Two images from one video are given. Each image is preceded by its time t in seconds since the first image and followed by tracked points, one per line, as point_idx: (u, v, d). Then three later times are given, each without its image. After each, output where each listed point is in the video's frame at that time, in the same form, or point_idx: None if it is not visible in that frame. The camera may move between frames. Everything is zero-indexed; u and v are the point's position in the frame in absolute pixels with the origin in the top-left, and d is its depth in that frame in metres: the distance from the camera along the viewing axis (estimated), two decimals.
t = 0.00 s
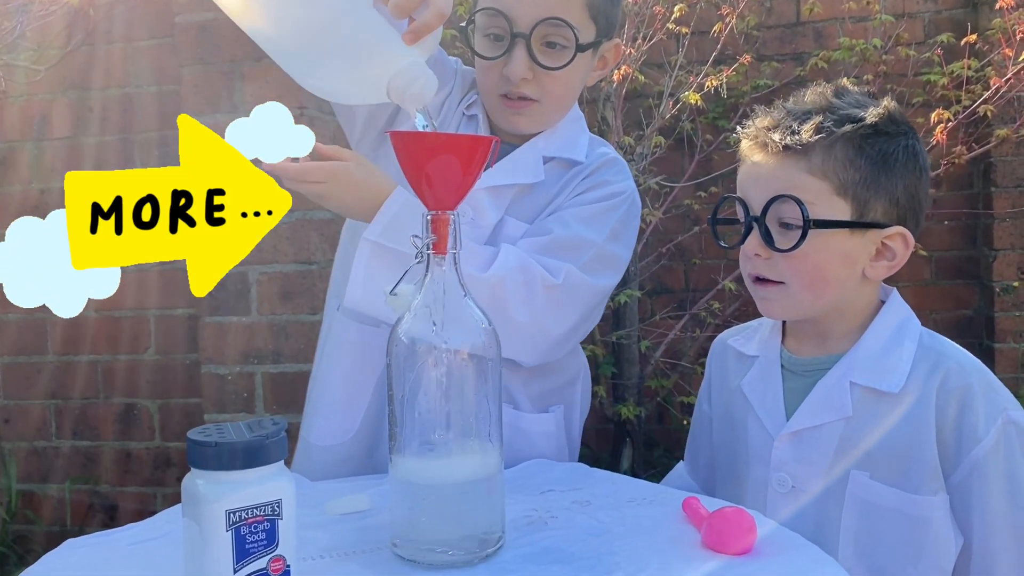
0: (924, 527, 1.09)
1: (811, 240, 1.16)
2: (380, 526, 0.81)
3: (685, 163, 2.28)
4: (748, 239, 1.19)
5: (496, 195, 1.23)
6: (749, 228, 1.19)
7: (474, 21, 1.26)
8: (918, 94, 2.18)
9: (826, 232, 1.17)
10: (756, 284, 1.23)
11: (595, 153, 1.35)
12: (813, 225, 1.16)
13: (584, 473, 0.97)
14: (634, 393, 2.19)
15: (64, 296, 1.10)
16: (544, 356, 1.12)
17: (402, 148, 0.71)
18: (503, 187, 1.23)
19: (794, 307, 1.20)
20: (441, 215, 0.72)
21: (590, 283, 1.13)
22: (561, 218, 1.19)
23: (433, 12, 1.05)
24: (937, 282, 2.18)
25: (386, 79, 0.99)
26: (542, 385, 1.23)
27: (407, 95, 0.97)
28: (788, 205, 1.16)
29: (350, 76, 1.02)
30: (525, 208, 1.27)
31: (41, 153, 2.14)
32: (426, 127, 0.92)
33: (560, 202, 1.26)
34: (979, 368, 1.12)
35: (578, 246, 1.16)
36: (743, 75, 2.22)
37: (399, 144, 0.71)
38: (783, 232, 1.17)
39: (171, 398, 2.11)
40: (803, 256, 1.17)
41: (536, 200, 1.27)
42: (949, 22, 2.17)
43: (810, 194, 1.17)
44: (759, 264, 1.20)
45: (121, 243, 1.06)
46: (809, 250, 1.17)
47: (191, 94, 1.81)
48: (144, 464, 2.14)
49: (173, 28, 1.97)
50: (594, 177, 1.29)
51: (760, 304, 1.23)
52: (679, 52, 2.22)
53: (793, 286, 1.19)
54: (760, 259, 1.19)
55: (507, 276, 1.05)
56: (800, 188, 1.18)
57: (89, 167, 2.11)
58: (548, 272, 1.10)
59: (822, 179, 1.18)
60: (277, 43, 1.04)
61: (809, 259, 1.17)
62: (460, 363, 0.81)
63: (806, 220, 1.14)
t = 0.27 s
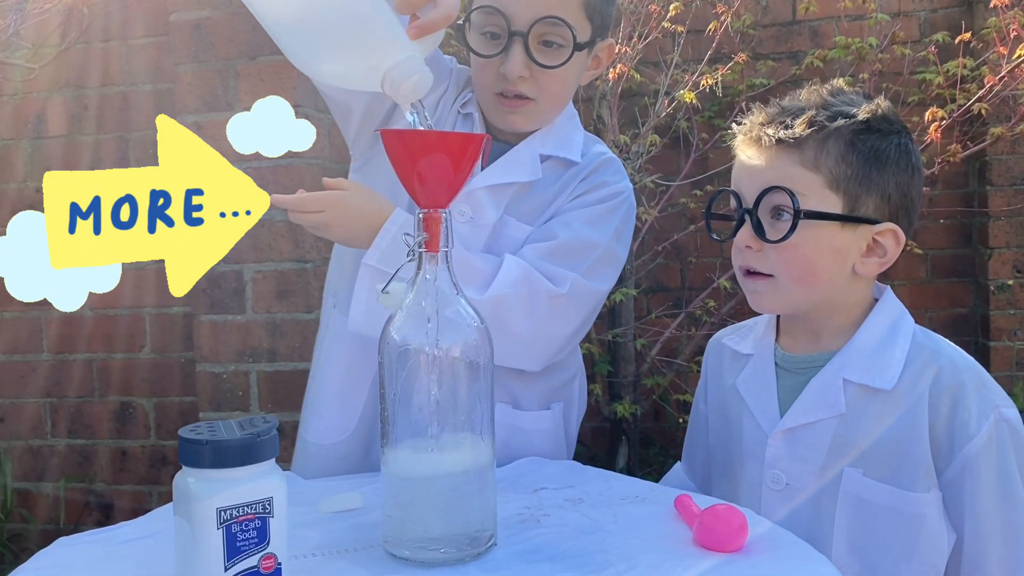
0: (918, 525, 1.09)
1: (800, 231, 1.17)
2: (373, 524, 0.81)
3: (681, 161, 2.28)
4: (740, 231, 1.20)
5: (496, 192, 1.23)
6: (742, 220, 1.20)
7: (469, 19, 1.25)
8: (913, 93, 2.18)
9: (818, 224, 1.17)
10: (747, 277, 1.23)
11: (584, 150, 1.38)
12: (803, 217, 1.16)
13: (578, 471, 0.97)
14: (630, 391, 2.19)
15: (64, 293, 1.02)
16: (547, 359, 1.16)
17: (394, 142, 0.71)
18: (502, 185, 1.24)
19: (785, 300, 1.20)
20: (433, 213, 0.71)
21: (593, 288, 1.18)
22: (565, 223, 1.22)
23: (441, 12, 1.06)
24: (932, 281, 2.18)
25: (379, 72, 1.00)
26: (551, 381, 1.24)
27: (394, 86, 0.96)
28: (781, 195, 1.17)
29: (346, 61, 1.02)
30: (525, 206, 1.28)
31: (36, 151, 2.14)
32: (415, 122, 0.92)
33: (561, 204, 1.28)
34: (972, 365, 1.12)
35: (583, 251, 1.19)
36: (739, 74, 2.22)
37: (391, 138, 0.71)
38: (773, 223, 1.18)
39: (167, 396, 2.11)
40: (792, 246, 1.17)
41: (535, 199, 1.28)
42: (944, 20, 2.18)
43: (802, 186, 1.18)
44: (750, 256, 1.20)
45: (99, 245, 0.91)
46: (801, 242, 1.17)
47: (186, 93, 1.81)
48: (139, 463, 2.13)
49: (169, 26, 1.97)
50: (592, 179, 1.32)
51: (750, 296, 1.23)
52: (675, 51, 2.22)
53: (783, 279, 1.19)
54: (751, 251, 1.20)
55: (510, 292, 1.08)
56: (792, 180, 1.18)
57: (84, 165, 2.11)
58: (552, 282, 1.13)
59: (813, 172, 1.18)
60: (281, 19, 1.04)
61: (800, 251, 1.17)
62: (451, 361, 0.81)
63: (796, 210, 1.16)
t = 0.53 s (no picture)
0: (914, 525, 1.10)
1: (795, 223, 1.17)
2: (373, 524, 0.81)
3: (679, 161, 2.29)
4: (739, 222, 1.20)
5: (499, 195, 1.24)
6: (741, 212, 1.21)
7: (467, 21, 1.26)
8: (911, 93, 2.19)
9: (816, 216, 1.17)
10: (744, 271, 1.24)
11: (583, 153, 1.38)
12: (802, 207, 1.17)
13: (576, 470, 0.98)
14: (628, 390, 2.20)
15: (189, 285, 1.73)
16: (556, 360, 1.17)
17: (393, 138, 0.72)
18: (505, 187, 1.25)
19: (781, 296, 1.20)
20: (432, 214, 0.72)
21: (600, 293, 1.20)
22: (571, 227, 1.23)
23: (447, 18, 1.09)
24: (929, 280, 2.19)
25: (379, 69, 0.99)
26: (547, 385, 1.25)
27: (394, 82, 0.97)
28: (780, 186, 1.17)
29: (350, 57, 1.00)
30: (527, 211, 1.29)
31: (35, 151, 2.14)
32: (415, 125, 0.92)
33: (564, 210, 1.29)
34: (967, 366, 1.13)
35: (591, 256, 1.21)
36: (737, 74, 2.22)
37: (391, 136, 0.72)
38: (772, 213, 1.18)
39: (165, 396, 2.11)
40: (788, 237, 1.17)
41: (538, 202, 1.29)
42: (942, 21, 2.18)
43: (801, 177, 1.19)
44: (747, 248, 1.21)
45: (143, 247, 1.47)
46: (798, 234, 1.17)
47: (185, 93, 1.81)
48: (138, 462, 2.14)
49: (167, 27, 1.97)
50: (595, 183, 1.32)
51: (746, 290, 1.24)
52: (673, 51, 2.22)
53: (779, 272, 1.19)
54: (749, 242, 1.20)
55: (514, 305, 1.10)
56: (792, 171, 1.19)
57: (82, 165, 2.11)
58: (561, 291, 1.15)
59: (814, 165, 1.19)
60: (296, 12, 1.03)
61: (797, 245, 1.17)
62: (451, 363, 0.81)
63: (796, 200, 1.16)
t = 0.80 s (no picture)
0: (906, 524, 1.10)
1: (789, 219, 1.17)
2: (367, 524, 0.81)
3: (676, 161, 2.29)
4: (734, 220, 1.21)
5: (496, 197, 1.29)
6: (736, 210, 1.21)
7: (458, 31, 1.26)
8: (908, 93, 2.19)
9: (809, 211, 1.18)
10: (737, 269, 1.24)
11: (581, 155, 1.40)
12: (796, 203, 1.17)
13: (571, 470, 0.98)
14: (625, 390, 2.20)
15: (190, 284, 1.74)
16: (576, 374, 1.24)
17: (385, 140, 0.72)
18: (502, 190, 1.29)
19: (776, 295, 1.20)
20: (428, 215, 0.73)
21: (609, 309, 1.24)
22: (580, 242, 1.27)
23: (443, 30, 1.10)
24: (926, 280, 2.20)
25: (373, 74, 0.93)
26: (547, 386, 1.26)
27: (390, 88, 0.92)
28: (775, 183, 1.18)
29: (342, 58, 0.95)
30: (530, 216, 1.31)
31: (31, 151, 2.14)
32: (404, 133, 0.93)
33: (567, 218, 1.32)
34: (959, 366, 1.13)
35: (602, 272, 1.25)
36: (734, 74, 2.23)
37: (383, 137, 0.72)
38: (767, 210, 1.18)
39: (163, 396, 2.11)
40: (783, 234, 1.17)
41: (540, 206, 1.32)
42: (939, 21, 2.19)
43: (795, 175, 1.19)
44: (742, 246, 1.21)
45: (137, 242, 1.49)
46: (792, 230, 1.17)
47: (182, 93, 1.81)
48: (136, 462, 2.14)
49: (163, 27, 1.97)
50: (597, 190, 1.35)
51: (739, 287, 1.24)
52: (670, 51, 2.22)
53: (772, 267, 1.19)
54: (743, 238, 1.20)
55: (530, 340, 1.15)
56: (786, 170, 1.20)
57: (79, 165, 2.11)
58: (575, 318, 1.20)
59: (808, 164, 1.20)
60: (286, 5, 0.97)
61: (791, 240, 1.18)
62: (446, 365, 0.81)
63: (790, 194, 1.16)
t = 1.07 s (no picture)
0: (911, 525, 1.10)
1: (789, 208, 1.17)
2: (371, 523, 0.81)
3: (676, 160, 2.29)
4: (734, 207, 1.20)
5: (498, 201, 1.30)
6: (734, 198, 1.21)
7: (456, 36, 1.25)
8: (908, 93, 2.19)
9: (809, 199, 1.18)
10: (734, 258, 1.23)
11: (580, 157, 1.41)
12: (798, 189, 1.17)
13: (573, 469, 0.98)
14: (625, 389, 2.20)
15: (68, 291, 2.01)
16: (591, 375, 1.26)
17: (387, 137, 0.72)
18: (504, 194, 1.30)
19: (775, 284, 1.20)
20: (432, 214, 0.72)
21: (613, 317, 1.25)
22: (584, 249, 1.27)
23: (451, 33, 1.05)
24: (926, 280, 2.20)
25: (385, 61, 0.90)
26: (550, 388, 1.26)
27: (400, 88, 0.89)
28: (776, 172, 1.17)
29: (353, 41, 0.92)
30: (534, 219, 1.31)
31: (31, 150, 2.13)
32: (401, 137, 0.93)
33: (570, 222, 1.33)
34: (962, 366, 1.13)
35: (608, 279, 1.26)
36: (734, 74, 2.23)
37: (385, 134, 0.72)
38: (767, 198, 1.18)
39: (163, 396, 2.11)
40: (782, 221, 1.17)
41: (542, 211, 1.32)
42: (939, 21, 2.19)
43: (797, 166, 1.20)
44: (740, 232, 1.20)
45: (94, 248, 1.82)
46: (792, 219, 1.17)
47: (182, 93, 1.81)
48: (136, 461, 2.14)
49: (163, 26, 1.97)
50: (598, 193, 1.36)
51: (736, 278, 1.23)
52: (670, 51, 2.22)
53: (772, 257, 1.18)
54: (741, 225, 1.20)
55: (538, 355, 1.16)
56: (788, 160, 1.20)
57: (79, 164, 2.10)
58: (581, 330, 1.21)
59: (809, 157, 1.20)
60: None
61: (790, 229, 1.17)
62: (449, 364, 0.81)
63: (792, 182, 1.16)
